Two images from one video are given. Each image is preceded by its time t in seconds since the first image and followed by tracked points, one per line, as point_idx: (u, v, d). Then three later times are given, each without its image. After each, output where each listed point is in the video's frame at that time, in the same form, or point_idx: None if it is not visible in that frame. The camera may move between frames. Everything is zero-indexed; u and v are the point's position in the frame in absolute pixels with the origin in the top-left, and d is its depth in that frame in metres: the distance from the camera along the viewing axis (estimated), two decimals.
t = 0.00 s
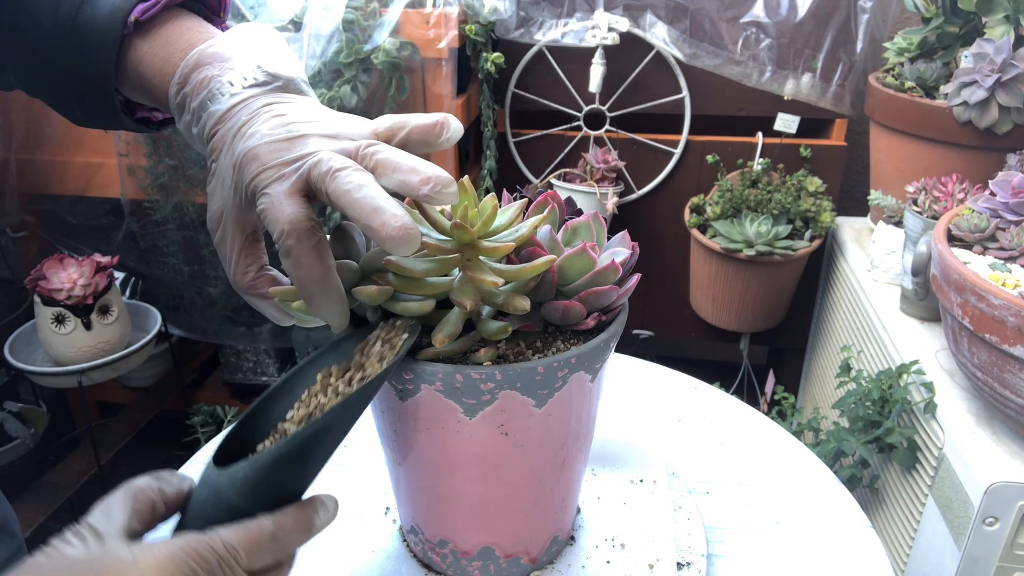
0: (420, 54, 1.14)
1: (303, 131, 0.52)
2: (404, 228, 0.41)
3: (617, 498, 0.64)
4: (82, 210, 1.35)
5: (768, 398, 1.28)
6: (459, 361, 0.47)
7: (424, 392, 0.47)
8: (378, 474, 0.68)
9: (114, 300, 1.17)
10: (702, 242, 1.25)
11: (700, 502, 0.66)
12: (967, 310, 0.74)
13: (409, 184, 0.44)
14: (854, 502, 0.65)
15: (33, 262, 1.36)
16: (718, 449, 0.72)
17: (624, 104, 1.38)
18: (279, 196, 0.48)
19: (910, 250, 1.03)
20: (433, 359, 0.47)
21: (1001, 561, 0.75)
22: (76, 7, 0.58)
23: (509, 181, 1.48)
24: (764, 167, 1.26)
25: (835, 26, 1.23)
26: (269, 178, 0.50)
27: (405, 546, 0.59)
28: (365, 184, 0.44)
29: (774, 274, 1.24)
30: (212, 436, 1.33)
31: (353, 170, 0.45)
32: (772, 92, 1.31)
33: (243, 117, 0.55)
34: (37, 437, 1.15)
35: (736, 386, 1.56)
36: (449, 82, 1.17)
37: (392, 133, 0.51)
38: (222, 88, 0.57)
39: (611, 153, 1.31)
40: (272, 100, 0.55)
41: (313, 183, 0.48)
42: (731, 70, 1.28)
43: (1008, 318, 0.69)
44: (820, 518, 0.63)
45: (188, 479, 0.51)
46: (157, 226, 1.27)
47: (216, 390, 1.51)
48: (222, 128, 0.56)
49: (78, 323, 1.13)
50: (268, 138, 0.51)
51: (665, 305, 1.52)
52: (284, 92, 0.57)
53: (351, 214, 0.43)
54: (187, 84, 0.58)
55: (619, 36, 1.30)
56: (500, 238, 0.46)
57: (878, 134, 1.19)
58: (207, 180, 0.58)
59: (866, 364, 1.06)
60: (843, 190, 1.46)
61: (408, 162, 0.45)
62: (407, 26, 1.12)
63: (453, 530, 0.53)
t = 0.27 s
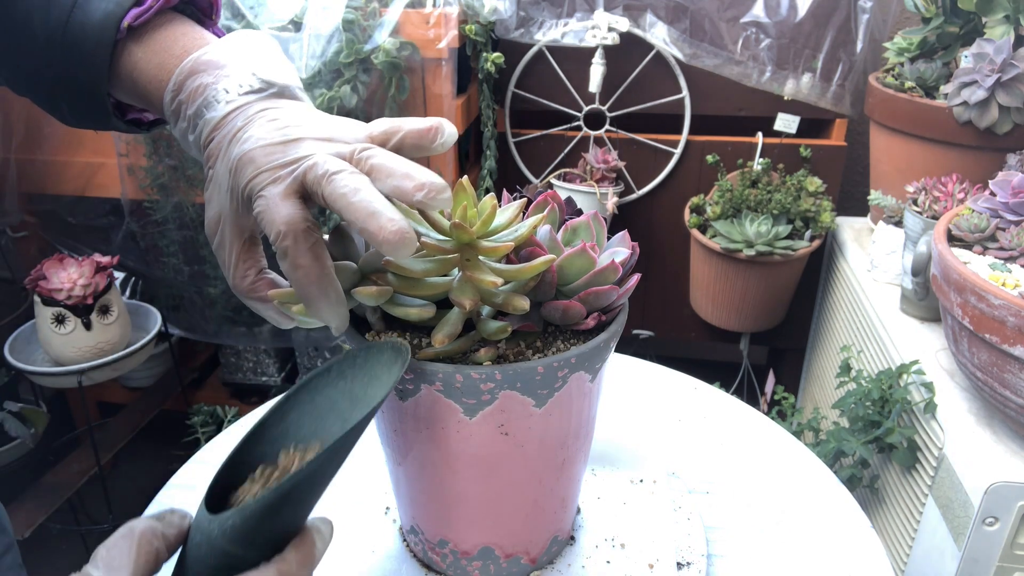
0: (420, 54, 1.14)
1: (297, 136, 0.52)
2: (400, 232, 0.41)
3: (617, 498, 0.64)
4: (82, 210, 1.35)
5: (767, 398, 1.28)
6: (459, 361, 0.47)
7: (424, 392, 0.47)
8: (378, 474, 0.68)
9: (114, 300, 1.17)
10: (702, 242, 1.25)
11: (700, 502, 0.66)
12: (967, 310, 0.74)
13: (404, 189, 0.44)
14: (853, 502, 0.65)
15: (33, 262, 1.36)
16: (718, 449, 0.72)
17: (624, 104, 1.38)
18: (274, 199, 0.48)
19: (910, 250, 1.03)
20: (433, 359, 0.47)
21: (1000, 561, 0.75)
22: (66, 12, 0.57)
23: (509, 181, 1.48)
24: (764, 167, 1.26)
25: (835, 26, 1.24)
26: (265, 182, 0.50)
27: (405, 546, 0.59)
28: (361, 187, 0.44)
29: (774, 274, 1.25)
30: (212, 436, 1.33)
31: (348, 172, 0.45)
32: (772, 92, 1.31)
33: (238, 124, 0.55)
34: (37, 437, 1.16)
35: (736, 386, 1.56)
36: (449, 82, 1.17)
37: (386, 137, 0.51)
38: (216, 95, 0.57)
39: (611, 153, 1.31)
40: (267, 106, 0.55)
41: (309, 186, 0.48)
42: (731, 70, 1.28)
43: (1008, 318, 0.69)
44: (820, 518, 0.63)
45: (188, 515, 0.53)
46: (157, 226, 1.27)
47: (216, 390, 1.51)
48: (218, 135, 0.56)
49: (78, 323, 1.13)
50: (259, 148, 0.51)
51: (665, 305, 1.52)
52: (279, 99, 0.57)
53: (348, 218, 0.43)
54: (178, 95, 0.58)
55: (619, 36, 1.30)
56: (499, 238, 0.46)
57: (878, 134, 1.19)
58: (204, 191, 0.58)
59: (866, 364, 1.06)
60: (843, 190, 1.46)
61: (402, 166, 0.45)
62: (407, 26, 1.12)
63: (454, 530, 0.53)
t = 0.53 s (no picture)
0: (420, 54, 1.14)
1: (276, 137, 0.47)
2: (393, 222, 0.41)
3: (616, 498, 0.64)
4: (82, 210, 1.35)
5: (767, 398, 1.28)
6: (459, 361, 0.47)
7: (424, 392, 0.47)
8: (378, 473, 0.68)
9: (114, 300, 1.17)
10: (702, 242, 1.25)
11: (700, 502, 0.66)
12: (967, 310, 0.74)
13: (387, 184, 0.44)
14: (853, 502, 0.65)
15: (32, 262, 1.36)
16: (718, 449, 0.72)
17: (624, 104, 1.38)
18: (259, 200, 0.45)
19: (910, 250, 1.03)
20: (433, 358, 0.47)
21: (1000, 561, 0.75)
22: (28, 17, 0.50)
23: (509, 181, 1.48)
24: (764, 167, 1.26)
25: (835, 26, 1.24)
26: (249, 187, 0.46)
27: (405, 546, 0.59)
28: (347, 181, 0.43)
29: (774, 274, 1.25)
30: (212, 436, 1.33)
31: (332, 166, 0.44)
32: (772, 92, 1.31)
33: (216, 138, 0.49)
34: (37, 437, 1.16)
35: (736, 385, 1.56)
36: (449, 82, 1.19)
37: (363, 134, 0.50)
38: (192, 110, 0.50)
39: (611, 153, 1.31)
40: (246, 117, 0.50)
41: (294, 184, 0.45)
42: (731, 70, 1.28)
43: (1008, 318, 0.69)
44: (820, 518, 0.63)
45: (168, 540, 0.49)
46: (157, 227, 1.27)
47: (216, 390, 1.51)
48: (197, 153, 0.50)
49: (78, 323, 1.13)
50: (243, 158, 0.47)
51: (665, 305, 1.52)
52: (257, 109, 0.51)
53: (336, 213, 0.42)
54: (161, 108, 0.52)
55: (619, 36, 1.30)
56: (498, 238, 0.46)
57: (878, 134, 1.19)
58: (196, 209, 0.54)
59: (866, 364, 1.06)
60: (843, 190, 1.46)
61: (384, 161, 0.45)
62: (407, 26, 1.12)
63: (454, 530, 0.53)
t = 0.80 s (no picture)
0: (420, 54, 1.14)
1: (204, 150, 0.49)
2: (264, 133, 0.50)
3: (616, 498, 0.64)
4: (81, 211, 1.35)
5: (767, 398, 1.28)
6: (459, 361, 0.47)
7: (423, 392, 0.47)
8: (378, 473, 0.68)
9: (114, 300, 1.17)
10: (702, 242, 1.25)
11: (700, 502, 0.66)
12: (967, 310, 0.74)
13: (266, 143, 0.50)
14: (853, 502, 0.65)
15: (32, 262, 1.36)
16: (718, 449, 0.72)
17: (623, 104, 1.37)
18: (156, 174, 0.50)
19: (910, 250, 1.03)
20: (433, 358, 0.47)
21: (1000, 561, 0.75)
22: None
23: (509, 181, 1.48)
24: (764, 167, 1.26)
25: (835, 26, 1.24)
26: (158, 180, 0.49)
27: (405, 546, 0.59)
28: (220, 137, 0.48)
29: (775, 273, 1.24)
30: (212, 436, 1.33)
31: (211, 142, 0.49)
32: (772, 92, 1.31)
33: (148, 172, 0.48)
34: (37, 436, 1.16)
35: (736, 385, 1.56)
36: (449, 82, 1.18)
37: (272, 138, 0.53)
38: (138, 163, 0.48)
39: (611, 153, 1.31)
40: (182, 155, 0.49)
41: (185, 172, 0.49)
42: (731, 70, 1.28)
43: (1008, 318, 0.69)
44: (820, 517, 0.63)
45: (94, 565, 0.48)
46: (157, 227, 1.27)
47: (216, 390, 1.51)
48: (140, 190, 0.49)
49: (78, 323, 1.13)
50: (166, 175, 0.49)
51: (665, 305, 1.52)
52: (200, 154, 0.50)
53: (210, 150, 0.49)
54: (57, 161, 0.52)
55: (619, 36, 1.30)
56: (498, 238, 0.46)
57: (878, 134, 1.19)
58: (100, 259, 0.53)
59: (866, 364, 1.06)
60: (843, 190, 1.46)
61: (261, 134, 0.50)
62: (407, 26, 1.13)
63: (453, 530, 0.53)
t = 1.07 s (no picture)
0: (420, 54, 1.14)
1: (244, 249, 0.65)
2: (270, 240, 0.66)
3: (617, 498, 0.64)
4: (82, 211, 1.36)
5: (767, 398, 1.28)
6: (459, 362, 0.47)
7: (423, 392, 0.47)
8: (378, 473, 0.68)
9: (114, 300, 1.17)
10: (702, 242, 1.25)
11: (699, 502, 0.66)
12: (967, 310, 0.74)
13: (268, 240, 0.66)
14: (853, 502, 0.65)
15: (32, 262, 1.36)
16: (718, 449, 0.72)
17: (623, 104, 1.37)
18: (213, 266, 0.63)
19: (910, 250, 1.03)
20: (433, 358, 0.47)
21: (1000, 562, 0.75)
22: None
23: (509, 181, 1.48)
24: (764, 167, 1.26)
25: (835, 26, 1.24)
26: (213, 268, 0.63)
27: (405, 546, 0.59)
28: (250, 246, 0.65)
29: (775, 273, 1.24)
30: (212, 436, 1.33)
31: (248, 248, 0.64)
32: (772, 92, 1.31)
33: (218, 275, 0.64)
34: (38, 436, 1.16)
35: (736, 385, 1.56)
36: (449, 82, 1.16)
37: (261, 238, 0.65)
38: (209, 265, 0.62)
39: (611, 153, 1.31)
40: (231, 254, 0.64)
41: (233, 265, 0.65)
42: (731, 70, 1.28)
43: (1008, 318, 0.69)
44: (819, 517, 0.64)
45: None
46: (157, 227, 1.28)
47: (216, 390, 1.51)
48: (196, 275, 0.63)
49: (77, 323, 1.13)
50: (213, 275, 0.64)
51: (665, 306, 1.52)
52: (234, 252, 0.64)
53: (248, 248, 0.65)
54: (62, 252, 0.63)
55: (619, 36, 1.30)
56: (498, 238, 0.46)
57: (878, 134, 1.19)
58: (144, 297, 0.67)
59: (866, 364, 1.06)
60: (843, 190, 1.46)
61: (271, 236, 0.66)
62: (407, 26, 1.13)
63: (452, 530, 0.53)
